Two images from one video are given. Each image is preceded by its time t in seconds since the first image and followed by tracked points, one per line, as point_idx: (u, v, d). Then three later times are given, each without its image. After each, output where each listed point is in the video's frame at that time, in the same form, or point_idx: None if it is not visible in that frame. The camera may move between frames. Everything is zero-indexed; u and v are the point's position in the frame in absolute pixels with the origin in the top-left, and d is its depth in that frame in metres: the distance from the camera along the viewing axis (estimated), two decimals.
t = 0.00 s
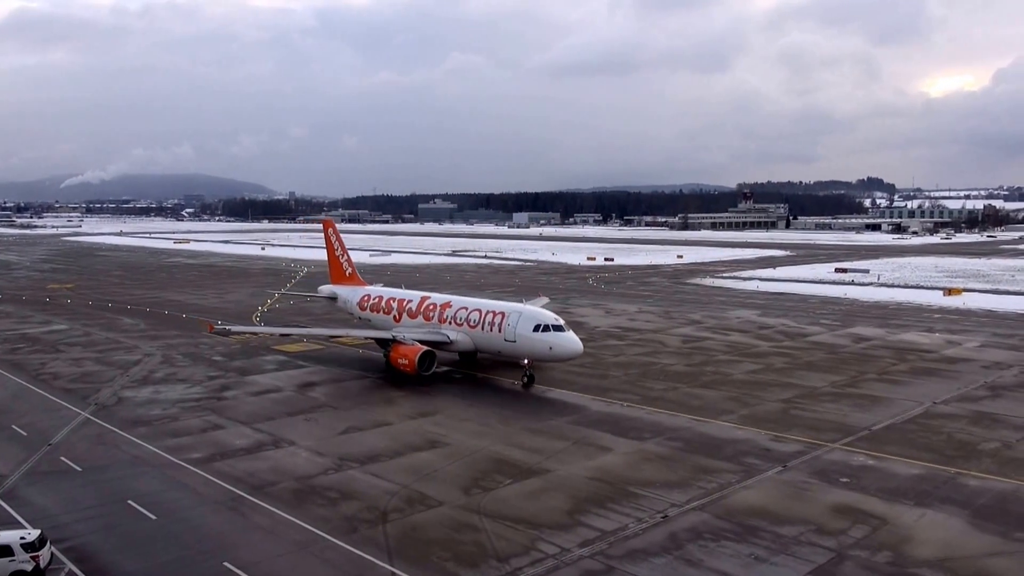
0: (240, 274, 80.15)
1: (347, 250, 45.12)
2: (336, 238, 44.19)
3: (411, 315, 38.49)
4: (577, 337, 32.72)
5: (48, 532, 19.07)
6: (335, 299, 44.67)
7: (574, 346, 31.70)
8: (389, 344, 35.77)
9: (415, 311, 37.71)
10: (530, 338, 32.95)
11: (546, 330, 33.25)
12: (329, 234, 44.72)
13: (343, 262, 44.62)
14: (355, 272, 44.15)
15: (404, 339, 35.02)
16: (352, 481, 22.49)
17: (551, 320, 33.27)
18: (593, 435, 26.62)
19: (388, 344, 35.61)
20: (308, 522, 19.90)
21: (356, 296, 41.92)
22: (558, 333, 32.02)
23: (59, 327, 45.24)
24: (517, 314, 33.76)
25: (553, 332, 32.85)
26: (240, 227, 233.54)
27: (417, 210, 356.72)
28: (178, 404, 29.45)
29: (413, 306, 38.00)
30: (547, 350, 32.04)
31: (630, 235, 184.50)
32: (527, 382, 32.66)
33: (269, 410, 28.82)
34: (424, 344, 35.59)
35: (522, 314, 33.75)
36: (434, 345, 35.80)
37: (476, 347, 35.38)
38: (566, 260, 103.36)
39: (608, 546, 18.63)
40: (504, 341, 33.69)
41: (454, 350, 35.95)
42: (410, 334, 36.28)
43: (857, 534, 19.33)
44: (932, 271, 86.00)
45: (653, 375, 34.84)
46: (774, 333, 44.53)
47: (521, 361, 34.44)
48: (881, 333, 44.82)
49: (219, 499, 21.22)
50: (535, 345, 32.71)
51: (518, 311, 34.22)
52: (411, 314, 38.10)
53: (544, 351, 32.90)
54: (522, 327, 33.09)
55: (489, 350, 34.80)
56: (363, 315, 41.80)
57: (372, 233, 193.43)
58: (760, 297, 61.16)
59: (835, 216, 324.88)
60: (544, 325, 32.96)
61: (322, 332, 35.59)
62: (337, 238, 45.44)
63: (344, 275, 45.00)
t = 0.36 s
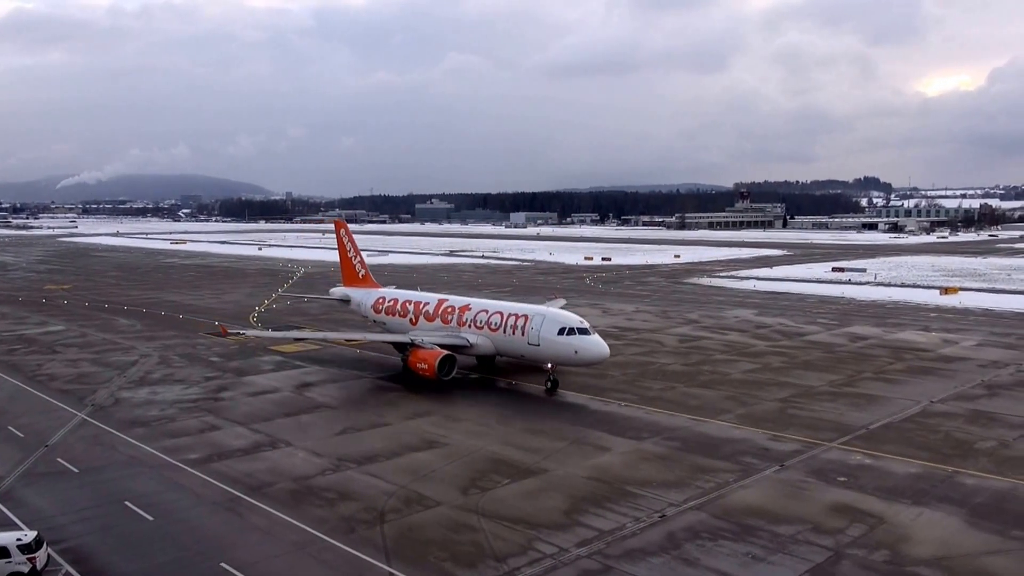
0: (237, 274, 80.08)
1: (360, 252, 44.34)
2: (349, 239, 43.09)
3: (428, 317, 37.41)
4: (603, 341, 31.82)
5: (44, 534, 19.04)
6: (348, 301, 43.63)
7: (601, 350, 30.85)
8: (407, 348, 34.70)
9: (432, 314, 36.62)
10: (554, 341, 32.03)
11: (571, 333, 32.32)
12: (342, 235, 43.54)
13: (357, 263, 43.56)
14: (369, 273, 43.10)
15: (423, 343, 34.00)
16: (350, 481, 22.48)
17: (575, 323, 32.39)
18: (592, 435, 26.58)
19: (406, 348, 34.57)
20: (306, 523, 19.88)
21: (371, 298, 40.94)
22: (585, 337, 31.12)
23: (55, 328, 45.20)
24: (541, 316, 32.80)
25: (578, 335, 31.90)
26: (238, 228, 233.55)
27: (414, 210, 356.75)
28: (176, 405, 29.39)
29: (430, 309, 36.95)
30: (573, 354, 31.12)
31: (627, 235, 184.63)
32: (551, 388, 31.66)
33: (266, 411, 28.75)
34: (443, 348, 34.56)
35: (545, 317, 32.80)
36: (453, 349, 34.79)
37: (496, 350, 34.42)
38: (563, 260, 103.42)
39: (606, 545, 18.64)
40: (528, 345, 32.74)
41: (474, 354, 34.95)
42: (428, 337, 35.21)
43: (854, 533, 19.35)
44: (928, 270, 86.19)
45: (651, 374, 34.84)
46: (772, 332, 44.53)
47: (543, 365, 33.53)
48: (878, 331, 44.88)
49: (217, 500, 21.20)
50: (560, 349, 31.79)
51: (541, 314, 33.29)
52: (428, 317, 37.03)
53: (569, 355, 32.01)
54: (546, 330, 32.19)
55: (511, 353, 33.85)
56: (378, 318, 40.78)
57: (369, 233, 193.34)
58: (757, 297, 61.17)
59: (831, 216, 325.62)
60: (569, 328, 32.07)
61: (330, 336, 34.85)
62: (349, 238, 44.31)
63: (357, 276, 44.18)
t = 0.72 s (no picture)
0: (233, 275, 79.97)
1: (373, 254, 43.44)
2: (361, 240, 42.31)
3: (445, 321, 36.57)
4: (630, 344, 31.18)
5: (40, 535, 18.99)
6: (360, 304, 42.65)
7: (629, 353, 30.15)
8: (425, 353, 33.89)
9: (451, 317, 35.77)
10: (580, 345, 31.33)
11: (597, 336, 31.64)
12: (354, 235, 42.67)
13: (369, 265, 42.72)
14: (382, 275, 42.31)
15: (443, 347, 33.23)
16: (347, 482, 22.47)
17: (601, 326, 31.68)
18: (588, 435, 26.57)
19: (425, 352, 33.81)
20: (302, 523, 19.86)
21: (385, 301, 40.19)
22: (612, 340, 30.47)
23: (50, 329, 45.10)
24: (566, 319, 32.07)
25: (605, 339, 31.23)
26: (233, 229, 233.05)
27: (410, 210, 356.47)
28: (172, 406, 29.33)
29: (448, 312, 36.11)
30: (600, 358, 30.45)
31: (623, 234, 184.73)
32: (575, 393, 31.00)
33: (262, 412, 28.71)
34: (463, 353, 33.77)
35: (570, 320, 32.08)
36: (473, 354, 34.03)
37: (518, 354, 33.69)
38: (559, 259, 103.43)
39: (603, 545, 18.66)
40: (552, 349, 32.00)
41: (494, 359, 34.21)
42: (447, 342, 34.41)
43: (851, 531, 19.40)
44: (922, 269, 86.39)
45: (647, 374, 34.85)
46: (768, 332, 44.56)
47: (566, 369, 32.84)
48: (873, 330, 44.97)
49: (213, 501, 21.17)
50: (586, 353, 31.11)
51: (565, 317, 32.54)
52: (445, 320, 36.19)
53: (595, 359, 31.31)
54: (571, 333, 31.46)
55: (534, 357, 33.11)
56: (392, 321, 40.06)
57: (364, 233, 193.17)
58: (753, 296, 61.20)
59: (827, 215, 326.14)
60: (595, 331, 31.36)
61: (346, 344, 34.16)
62: (361, 239, 43.48)
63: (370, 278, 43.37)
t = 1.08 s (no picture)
0: (225, 275, 79.74)
1: (383, 255, 42.57)
2: (371, 240, 41.51)
3: (460, 323, 35.77)
4: (656, 349, 30.51)
5: (31, 537, 18.88)
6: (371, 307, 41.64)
7: (657, 358, 29.54)
8: (442, 357, 33.13)
9: (467, 320, 34.96)
10: (604, 349, 30.66)
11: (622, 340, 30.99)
12: (365, 235, 41.74)
13: (381, 266, 41.79)
14: (394, 277, 41.43)
15: (462, 351, 32.42)
16: (341, 482, 22.43)
17: (626, 330, 31.05)
18: (583, 435, 26.55)
19: (443, 356, 32.99)
20: (295, 524, 19.81)
21: (397, 304, 39.31)
22: (638, 344, 29.84)
23: (41, 330, 44.89)
24: (589, 323, 31.39)
25: (630, 342, 30.57)
26: (226, 229, 232.59)
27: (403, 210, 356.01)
28: (165, 407, 29.22)
29: (464, 314, 35.30)
30: (625, 363, 29.79)
31: (616, 234, 185.08)
32: (598, 398, 30.33)
33: (256, 412, 28.64)
34: (482, 356, 33.01)
35: (593, 323, 31.40)
36: (491, 357, 33.26)
37: (538, 359, 32.95)
38: (552, 259, 103.54)
39: (597, 544, 18.67)
40: (576, 353, 31.30)
41: (513, 362, 33.47)
42: (464, 346, 33.63)
43: (844, 529, 19.46)
44: (914, 268, 86.83)
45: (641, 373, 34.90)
46: (761, 330, 44.69)
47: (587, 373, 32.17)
48: (865, 329, 45.21)
49: (206, 502, 21.10)
50: (612, 358, 30.43)
51: (588, 320, 31.85)
52: (462, 323, 35.40)
53: (620, 364, 30.66)
54: (596, 337, 30.77)
55: (556, 361, 32.40)
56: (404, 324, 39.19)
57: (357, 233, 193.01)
58: (747, 296, 61.37)
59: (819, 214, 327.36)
60: (620, 335, 30.72)
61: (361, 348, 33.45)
62: (372, 239, 42.58)
63: (381, 280, 42.39)
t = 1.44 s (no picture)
0: (215, 275, 79.39)
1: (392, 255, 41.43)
2: (379, 240, 40.43)
3: (475, 326, 34.84)
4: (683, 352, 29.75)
5: (20, 540, 18.74)
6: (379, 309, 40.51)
7: (685, 362, 28.78)
8: (459, 361, 32.19)
9: (483, 322, 34.01)
10: (629, 352, 29.84)
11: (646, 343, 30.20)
12: (373, 235, 40.58)
13: (389, 266, 40.59)
14: (403, 277, 40.24)
15: (480, 355, 31.48)
16: (332, 483, 22.34)
17: (651, 333, 30.28)
18: (576, 434, 26.51)
19: (460, 360, 32.06)
20: (286, 525, 19.74)
21: (408, 305, 38.30)
22: (665, 348, 29.06)
23: (29, 330, 44.57)
24: (612, 325, 30.55)
25: (655, 345, 29.79)
26: (215, 229, 231.62)
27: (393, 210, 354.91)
28: (154, 408, 29.05)
29: (480, 317, 34.34)
30: (652, 367, 29.00)
31: (607, 233, 185.39)
32: (621, 403, 29.56)
33: (247, 413, 28.50)
34: (500, 360, 32.11)
35: (617, 326, 30.55)
36: (508, 361, 32.37)
37: (558, 362, 32.09)
38: (543, 259, 103.49)
39: (589, 543, 18.69)
40: (598, 356, 30.47)
41: (532, 366, 32.60)
42: (481, 349, 32.71)
43: (835, 527, 19.55)
44: (904, 267, 87.17)
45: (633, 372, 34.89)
46: (752, 329, 44.83)
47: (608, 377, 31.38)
48: (855, 328, 45.39)
49: (196, 503, 21.00)
50: (637, 362, 29.66)
51: (610, 322, 31.03)
52: (477, 325, 34.47)
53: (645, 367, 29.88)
54: (620, 340, 29.97)
55: (577, 365, 31.55)
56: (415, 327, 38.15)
57: (348, 233, 192.63)
58: (738, 294, 61.56)
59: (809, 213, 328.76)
60: (645, 338, 29.94)
61: (372, 351, 32.59)
62: (380, 239, 41.37)
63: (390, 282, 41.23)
